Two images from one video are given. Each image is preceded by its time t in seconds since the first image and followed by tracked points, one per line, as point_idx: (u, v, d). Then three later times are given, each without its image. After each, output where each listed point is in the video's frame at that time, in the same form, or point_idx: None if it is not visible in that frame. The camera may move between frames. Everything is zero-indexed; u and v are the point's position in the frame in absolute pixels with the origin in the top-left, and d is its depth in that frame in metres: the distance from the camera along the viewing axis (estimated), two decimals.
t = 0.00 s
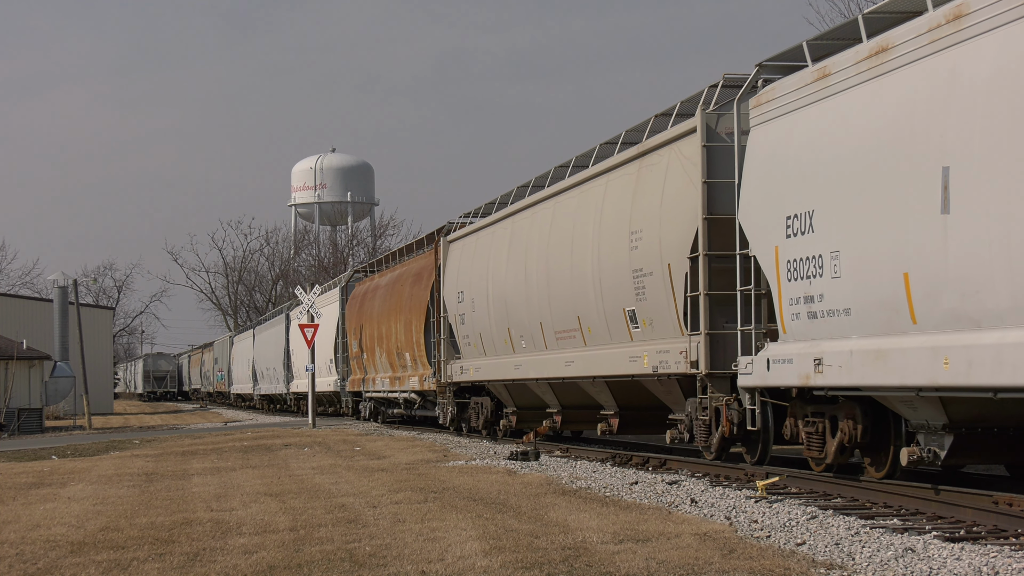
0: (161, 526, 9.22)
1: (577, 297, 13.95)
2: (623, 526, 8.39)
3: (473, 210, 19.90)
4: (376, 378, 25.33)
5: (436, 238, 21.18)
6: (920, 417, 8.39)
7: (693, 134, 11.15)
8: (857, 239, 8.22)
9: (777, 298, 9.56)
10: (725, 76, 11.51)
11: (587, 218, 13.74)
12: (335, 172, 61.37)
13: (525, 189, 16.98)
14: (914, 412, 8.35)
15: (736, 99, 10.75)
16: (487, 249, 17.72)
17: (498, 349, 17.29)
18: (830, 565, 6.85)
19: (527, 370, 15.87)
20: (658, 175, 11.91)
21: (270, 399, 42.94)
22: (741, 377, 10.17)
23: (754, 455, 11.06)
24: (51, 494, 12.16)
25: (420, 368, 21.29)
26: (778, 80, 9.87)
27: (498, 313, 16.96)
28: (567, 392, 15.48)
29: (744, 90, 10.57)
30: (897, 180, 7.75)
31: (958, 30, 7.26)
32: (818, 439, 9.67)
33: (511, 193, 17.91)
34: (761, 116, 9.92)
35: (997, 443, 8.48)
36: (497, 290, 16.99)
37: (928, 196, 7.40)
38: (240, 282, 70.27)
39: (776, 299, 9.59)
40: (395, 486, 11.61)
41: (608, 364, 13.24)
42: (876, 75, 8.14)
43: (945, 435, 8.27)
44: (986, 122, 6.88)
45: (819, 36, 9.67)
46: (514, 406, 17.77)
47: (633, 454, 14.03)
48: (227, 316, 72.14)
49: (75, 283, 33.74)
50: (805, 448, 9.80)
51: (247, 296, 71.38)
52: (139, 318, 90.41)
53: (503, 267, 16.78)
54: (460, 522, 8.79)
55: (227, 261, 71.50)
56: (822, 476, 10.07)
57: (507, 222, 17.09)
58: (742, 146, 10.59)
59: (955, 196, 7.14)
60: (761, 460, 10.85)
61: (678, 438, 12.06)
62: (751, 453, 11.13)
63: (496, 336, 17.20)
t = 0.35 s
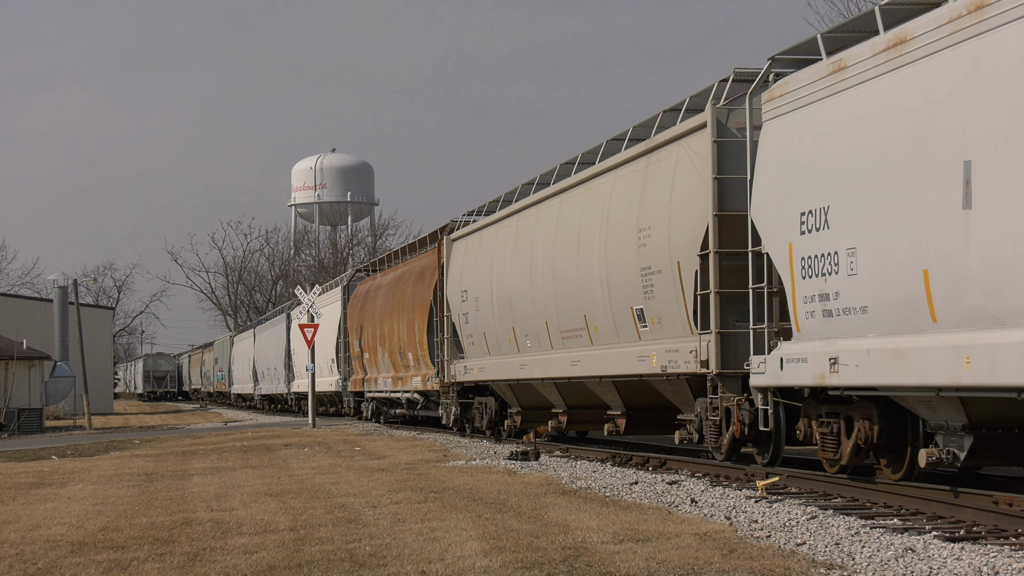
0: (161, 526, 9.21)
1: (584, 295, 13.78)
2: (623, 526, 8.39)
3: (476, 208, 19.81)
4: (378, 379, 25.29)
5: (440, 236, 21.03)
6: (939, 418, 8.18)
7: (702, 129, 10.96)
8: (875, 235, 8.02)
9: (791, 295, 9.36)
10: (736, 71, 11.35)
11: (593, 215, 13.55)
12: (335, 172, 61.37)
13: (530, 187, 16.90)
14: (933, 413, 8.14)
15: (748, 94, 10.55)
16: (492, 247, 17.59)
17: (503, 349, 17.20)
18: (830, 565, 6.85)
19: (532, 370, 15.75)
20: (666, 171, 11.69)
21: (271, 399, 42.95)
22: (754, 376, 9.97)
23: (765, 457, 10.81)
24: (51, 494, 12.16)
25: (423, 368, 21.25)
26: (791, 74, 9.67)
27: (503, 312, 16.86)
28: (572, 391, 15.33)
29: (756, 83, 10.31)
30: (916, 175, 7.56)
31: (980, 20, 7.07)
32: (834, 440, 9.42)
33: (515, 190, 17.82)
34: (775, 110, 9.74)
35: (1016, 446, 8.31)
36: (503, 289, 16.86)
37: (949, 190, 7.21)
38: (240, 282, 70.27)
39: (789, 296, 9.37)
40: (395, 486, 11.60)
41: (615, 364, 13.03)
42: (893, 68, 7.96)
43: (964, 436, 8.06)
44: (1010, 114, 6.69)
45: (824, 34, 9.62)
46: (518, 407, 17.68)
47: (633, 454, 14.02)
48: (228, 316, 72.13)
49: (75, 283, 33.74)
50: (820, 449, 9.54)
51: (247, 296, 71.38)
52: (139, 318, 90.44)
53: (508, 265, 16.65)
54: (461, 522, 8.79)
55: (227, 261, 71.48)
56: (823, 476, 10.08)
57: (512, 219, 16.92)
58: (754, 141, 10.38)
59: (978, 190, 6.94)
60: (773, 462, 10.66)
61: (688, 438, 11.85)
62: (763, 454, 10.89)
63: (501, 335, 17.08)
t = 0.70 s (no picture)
0: (161, 526, 9.21)
1: (590, 294, 13.56)
2: (623, 526, 8.39)
3: (481, 206, 19.73)
4: (381, 378, 25.25)
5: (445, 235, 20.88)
6: (958, 420, 7.95)
7: (713, 125, 10.72)
8: (893, 231, 7.80)
9: (805, 294, 9.11)
10: (747, 65, 11.17)
11: (599, 213, 13.34)
12: (335, 172, 61.39)
13: (536, 184, 16.79)
14: (952, 414, 7.91)
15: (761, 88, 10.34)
16: (497, 246, 17.45)
17: (508, 349, 17.01)
18: (830, 565, 6.84)
19: (536, 369, 15.57)
20: (676, 167, 11.44)
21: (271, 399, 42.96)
22: (766, 376, 9.70)
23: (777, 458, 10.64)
24: (51, 494, 12.16)
25: (426, 368, 21.24)
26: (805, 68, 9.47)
27: (507, 311, 16.69)
28: (578, 392, 15.13)
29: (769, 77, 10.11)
30: (935, 169, 7.35)
31: (1002, 11, 6.87)
32: (848, 441, 9.16)
33: (520, 187, 17.69)
34: (789, 104, 9.51)
35: None
36: (507, 288, 16.67)
37: (971, 185, 6.99)
38: (240, 282, 70.29)
39: (803, 294, 9.12)
40: (395, 486, 11.59)
41: (621, 363, 12.79)
42: (912, 61, 7.75)
43: (985, 438, 7.83)
44: None
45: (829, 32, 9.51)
46: (524, 407, 17.57)
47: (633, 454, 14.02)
48: (228, 316, 72.14)
49: (75, 283, 33.74)
50: (834, 450, 9.33)
51: (247, 296, 71.37)
52: (139, 318, 90.47)
53: (512, 264, 16.48)
54: (461, 522, 8.79)
55: (227, 261, 71.48)
56: (823, 476, 10.08)
57: (517, 217, 16.75)
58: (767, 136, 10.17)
59: (1001, 184, 6.72)
60: (786, 462, 10.43)
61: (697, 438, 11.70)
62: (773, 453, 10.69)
63: (505, 334, 16.91)
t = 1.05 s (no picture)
0: (161, 526, 9.21)
1: (596, 293, 13.39)
2: (624, 526, 8.39)
3: (485, 203, 19.63)
4: (383, 378, 25.25)
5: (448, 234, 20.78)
6: (978, 419, 7.75)
7: (723, 120, 10.56)
8: (911, 228, 7.58)
9: (819, 293, 8.91)
10: (759, 59, 10.93)
11: (605, 210, 13.17)
12: (335, 172, 61.40)
13: (540, 182, 16.64)
14: (973, 414, 7.73)
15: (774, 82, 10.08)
16: (502, 244, 17.30)
17: (514, 348, 16.87)
18: (830, 565, 6.85)
19: (542, 369, 15.42)
20: (686, 163, 11.25)
21: (272, 399, 42.98)
22: (779, 376, 9.49)
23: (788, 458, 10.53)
24: (50, 494, 12.16)
25: (429, 368, 21.24)
26: (819, 61, 9.25)
27: (512, 310, 16.57)
28: (585, 391, 14.96)
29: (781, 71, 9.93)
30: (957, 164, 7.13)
31: None
32: (864, 442, 8.93)
33: (525, 185, 17.54)
34: (803, 98, 9.31)
35: None
36: (512, 288, 16.56)
37: (994, 179, 6.78)
38: (240, 282, 70.32)
39: (818, 293, 8.92)
40: (395, 486, 11.60)
41: (629, 363, 12.62)
42: (931, 53, 7.53)
43: (1005, 439, 7.63)
44: None
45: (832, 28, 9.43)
46: (528, 407, 17.42)
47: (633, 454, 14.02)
48: (228, 316, 72.17)
49: (75, 283, 33.72)
50: (850, 451, 9.10)
51: (247, 296, 71.38)
52: (139, 318, 90.50)
53: (517, 263, 16.36)
54: (461, 522, 8.79)
55: (228, 261, 71.49)
56: (822, 476, 10.09)
57: (522, 216, 16.60)
58: (779, 131, 9.94)
59: None
60: (797, 465, 10.32)
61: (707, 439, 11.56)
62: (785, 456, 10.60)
63: (510, 333, 16.78)
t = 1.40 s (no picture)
0: (161, 526, 9.22)
1: (603, 291, 13.24)
2: (624, 526, 8.39)
3: (489, 201, 19.57)
4: (385, 378, 25.24)
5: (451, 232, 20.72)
6: (1000, 420, 7.53)
7: (734, 115, 10.37)
8: (931, 224, 7.40)
9: (834, 290, 8.71)
10: (770, 53, 10.68)
11: (612, 208, 13.02)
12: (335, 172, 61.36)
13: (545, 180, 16.53)
14: (994, 415, 7.51)
15: (787, 75, 9.81)
16: (507, 243, 17.17)
17: (519, 348, 16.75)
18: (830, 565, 6.85)
19: (548, 369, 15.30)
20: (694, 158, 11.09)
21: (273, 399, 43.01)
22: (793, 375, 9.29)
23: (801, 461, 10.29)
24: (51, 494, 12.17)
25: (432, 368, 21.20)
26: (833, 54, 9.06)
27: (517, 309, 16.47)
28: (590, 391, 14.84)
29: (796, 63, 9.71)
30: (979, 158, 6.96)
31: None
32: (880, 444, 8.69)
33: (529, 183, 17.40)
34: (815, 92, 9.12)
35: None
36: (517, 287, 16.45)
37: (1018, 174, 6.60)
38: (241, 282, 70.35)
39: (834, 291, 8.71)
40: (395, 486, 11.60)
41: (636, 363, 12.47)
42: (951, 45, 7.36)
43: None
44: None
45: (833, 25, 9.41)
46: (532, 408, 17.34)
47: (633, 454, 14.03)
48: (228, 316, 72.20)
49: (75, 283, 33.73)
50: (865, 453, 8.86)
51: (247, 296, 71.40)
52: (139, 318, 90.65)
53: (522, 262, 16.24)
54: (461, 522, 8.79)
55: (228, 261, 71.49)
56: (822, 477, 10.10)
57: (527, 214, 16.47)
58: (794, 126, 9.65)
59: None
60: (813, 465, 9.99)
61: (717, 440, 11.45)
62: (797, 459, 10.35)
63: (515, 333, 16.66)
